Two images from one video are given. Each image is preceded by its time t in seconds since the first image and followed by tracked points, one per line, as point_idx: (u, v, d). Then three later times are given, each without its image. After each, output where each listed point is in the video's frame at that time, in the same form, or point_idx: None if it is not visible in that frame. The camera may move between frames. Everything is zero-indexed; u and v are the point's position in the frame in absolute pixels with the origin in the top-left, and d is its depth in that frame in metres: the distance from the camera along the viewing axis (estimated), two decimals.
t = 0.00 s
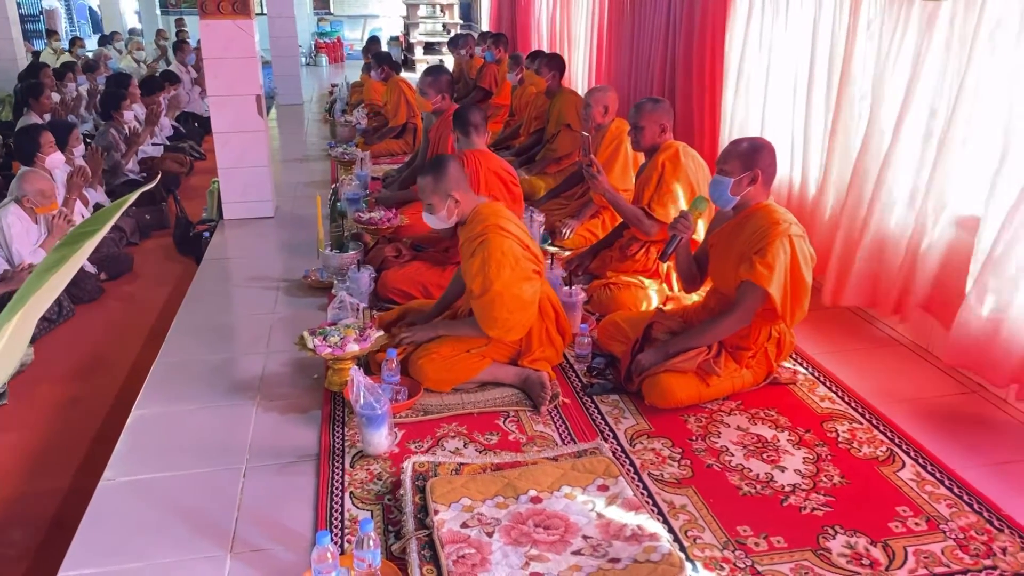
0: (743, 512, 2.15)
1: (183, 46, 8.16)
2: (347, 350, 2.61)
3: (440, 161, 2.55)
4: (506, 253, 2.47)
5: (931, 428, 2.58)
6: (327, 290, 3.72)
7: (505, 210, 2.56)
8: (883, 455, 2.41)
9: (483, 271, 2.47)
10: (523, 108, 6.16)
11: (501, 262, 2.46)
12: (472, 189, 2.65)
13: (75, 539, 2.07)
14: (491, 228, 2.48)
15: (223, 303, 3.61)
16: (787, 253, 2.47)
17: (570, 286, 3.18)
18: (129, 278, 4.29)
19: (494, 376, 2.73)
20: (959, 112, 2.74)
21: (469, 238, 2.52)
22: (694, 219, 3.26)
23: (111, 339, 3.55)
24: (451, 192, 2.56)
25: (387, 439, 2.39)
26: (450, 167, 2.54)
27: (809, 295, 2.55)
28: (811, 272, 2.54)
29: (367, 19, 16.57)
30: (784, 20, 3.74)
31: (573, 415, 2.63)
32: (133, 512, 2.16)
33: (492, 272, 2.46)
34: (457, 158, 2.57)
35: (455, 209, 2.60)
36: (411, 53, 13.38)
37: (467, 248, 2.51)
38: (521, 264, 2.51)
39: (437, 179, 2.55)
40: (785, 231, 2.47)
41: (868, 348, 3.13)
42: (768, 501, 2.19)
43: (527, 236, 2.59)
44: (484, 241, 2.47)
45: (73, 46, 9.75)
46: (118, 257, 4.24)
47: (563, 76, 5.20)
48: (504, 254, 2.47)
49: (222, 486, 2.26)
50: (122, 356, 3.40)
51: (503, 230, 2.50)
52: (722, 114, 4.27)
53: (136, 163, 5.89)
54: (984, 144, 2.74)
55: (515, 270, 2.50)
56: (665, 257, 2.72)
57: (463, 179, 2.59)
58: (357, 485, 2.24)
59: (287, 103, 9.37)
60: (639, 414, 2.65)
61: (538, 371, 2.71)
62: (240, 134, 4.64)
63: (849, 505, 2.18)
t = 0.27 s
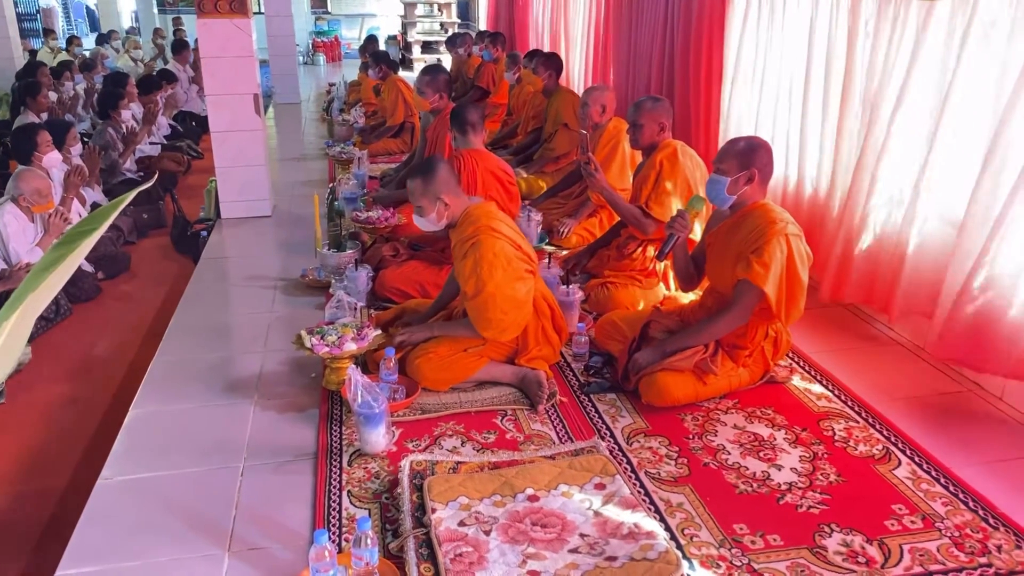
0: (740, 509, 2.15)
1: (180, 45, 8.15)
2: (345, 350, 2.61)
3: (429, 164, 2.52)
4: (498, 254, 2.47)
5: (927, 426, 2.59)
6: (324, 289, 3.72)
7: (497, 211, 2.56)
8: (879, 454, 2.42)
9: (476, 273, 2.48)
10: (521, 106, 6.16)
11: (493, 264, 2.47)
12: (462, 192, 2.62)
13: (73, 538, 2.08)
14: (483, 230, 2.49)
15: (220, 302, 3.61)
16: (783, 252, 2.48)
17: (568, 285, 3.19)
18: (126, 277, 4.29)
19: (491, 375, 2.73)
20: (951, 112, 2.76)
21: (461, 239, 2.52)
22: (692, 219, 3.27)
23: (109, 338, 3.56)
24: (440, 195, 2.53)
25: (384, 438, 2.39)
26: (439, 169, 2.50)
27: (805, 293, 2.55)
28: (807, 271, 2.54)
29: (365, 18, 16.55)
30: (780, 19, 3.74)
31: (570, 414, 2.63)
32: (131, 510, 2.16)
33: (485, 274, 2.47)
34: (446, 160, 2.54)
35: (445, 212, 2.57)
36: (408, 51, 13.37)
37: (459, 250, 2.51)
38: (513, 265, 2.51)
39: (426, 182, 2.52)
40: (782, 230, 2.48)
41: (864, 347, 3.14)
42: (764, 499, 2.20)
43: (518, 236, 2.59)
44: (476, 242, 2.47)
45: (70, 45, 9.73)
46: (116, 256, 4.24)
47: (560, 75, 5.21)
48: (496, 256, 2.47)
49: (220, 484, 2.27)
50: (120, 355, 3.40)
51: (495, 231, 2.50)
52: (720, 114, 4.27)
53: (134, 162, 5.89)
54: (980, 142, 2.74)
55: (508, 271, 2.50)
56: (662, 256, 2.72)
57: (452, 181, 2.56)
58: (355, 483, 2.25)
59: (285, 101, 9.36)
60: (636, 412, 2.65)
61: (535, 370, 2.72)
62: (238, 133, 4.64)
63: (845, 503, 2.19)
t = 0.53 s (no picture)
0: (737, 509, 2.16)
1: (179, 45, 8.16)
2: (344, 350, 2.61)
3: (437, 160, 2.56)
4: (502, 252, 2.48)
5: (924, 426, 2.60)
6: (323, 289, 3.73)
7: (503, 210, 2.57)
8: (876, 453, 2.42)
9: (478, 270, 2.49)
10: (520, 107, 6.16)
11: (497, 262, 2.47)
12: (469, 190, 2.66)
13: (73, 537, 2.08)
14: (487, 228, 2.49)
15: (219, 302, 3.61)
16: (781, 253, 2.49)
17: (566, 285, 3.20)
18: (125, 277, 4.29)
19: (490, 375, 2.74)
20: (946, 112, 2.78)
21: (465, 237, 2.53)
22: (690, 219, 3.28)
23: (108, 338, 3.56)
24: (446, 191, 2.58)
25: (383, 438, 2.40)
26: (447, 166, 2.55)
27: (803, 293, 2.55)
28: (805, 271, 2.55)
29: (363, 18, 16.58)
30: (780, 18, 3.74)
31: (569, 414, 2.64)
32: (131, 510, 2.17)
33: (488, 272, 2.48)
34: (454, 158, 2.59)
35: (449, 208, 2.61)
36: (407, 51, 13.38)
37: (462, 248, 2.52)
38: (516, 264, 2.52)
39: (433, 178, 2.57)
40: (779, 230, 2.48)
41: (861, 347, 3.15)
42: (762, 499, 2.21)
43: (523, 235, 2.60)
44: (479, 241, 2.48)
45: (68, 45, 9.73)
46: (115, 256, 4.25)
47: (559, 75, 5.22)
48: (500, 254, 2.48)
49: (220, 484, 2.27)
50: (119, 355, 3.40)
51: (499, 229, 2.51)
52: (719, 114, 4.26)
53: (133, 162, 5.89)
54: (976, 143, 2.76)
55: (511, 270, 2.51)
56: (659, 257, 2.72)
57: (459, 178, 2.60)
58: (354, 483, 2.25)
59: (284, 101, 9.37)
60: (634, 412, 2.66)
61: (534, 370, 2.73)
62: (237, 133, 4.65)
63: (842, 503, 2.20)
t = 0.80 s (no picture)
0: (735, 509, 2.17)
1: (178, 46, 8.17)
2: (343, 351, 2.62)
3: (455, 155, 2.58)
4: (510, 252, 2.49)
5: (921, 427, 2.61)
6: (323, 291, 3.74)
7: (512, 210, 2.59)
8: (874, 454, 2.44)
9: (485, 268, 2.50)
10: (519, 108, 6.17)
11: (504, 261, 2.49)
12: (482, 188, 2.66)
13: (73, 539, 2.08)
14: (497, 226, 2.51)
15: (218, 304, 3.62)
16: (779, 254, 2.50)
17: (565, 286, 3.21)
18: (125, 278, 4.30)
19: (489, 376, 2.75)
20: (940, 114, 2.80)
21: (475, 233, 2.55)
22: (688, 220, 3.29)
23: (107, 339, 3.56)
24: (458, 185, 2.58)
25: (383, 439, 2.41)
26: (464, 161, 2.57)
27: (802, 295, 2.56)
28: (803, 272, 2.56)
29: (362, 18, 16.59)
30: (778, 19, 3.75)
31: (568, 415, 2.65)
32: (132, 511, 2.18)
33: (495, 271, 2.49)
34: (472, 154, 2.60)
35: (460, 203, 2.62)
36: (406, 52, 13.39)
37: (472, 244, 2.54)
38: (523, 265, 2.53)
39: (448, 171, 2.58)
40: (778, 232, 2.49)
41: (858, 348, 3.16)
42: (760, 499, 2.22)
43: (530, 236, 2.61)
44: (489, 238, 2.50)
45: (67, 46, 9.74)
46: (114, 257, 4.25)
47: (557, 76, 5.24)
48: (508, 254, 2.49)
49: (219, 485, 2.28)
50: (118, 356, 3.40)
51: (508, 229, 2.52)
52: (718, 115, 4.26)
53: (131, 163, 5.90)
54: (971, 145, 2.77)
55: (517, 270, 2.52)
56: (658, 258, 2.73)
57: (475, 173, 2.61)
58: (354, 484, 2.26)
59: (282, 102, 9.38)
60: (633, 413, 2.67)
61: (533, 371, 2.73)
62: (236, 134, 4.65)
63: (840, 504, 2.21)
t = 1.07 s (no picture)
0: (733, 510, 2.18)
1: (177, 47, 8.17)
2: (343, 352, 2.63)
3: (468, 151, 2.59)
4: (514, 251, 2.51)
5: (919, 428, 2.62)
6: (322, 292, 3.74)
7: (518, 210, 2.60)
8: (871, 454, 2.44)
9: (489, 266, 2.51)
10: (518, 108, 6.16)
11: (508, 260, 2.50)
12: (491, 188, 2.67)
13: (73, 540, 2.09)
14: (503, 224, 2.52)
15: (218, 304, 3.62)
16: (777, 255, 2.51)
17: (564, 287, 3.21)
18: (124, 278, 4.30)
19: (488, 377, 2.76)
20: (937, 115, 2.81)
21: (480, 231, 2.56)
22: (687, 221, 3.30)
23: (107, 340, 3.57)
24: (468, 182, 2.61)
25: (382, 440, 2.41)
26: (477, 158, 2.58)
27: (799, 295, 2.57)
28: (801, 273, 2.57)
29: (361, 18, 16.59)
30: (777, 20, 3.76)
31: (567, 416, 2.66)
32: (132, 512, 2.18)
33: (499, 269, 2.49)
34: (484, 151, 2.62)
35: (468, 199, 2.64)
36: (405, 52, 13.40)
37: (477, 241, 2.55)
38: (527, 265, 2.54)
39: (461, 167, 2.60)
40: (776, 233, 2.50)
41: (856, 348, 3.17)
42: (758, 500, 2.22)
43: (536, 237, 2.62)
44: (494, 236, 2.51)
45: (65, 45, 9.74)
46: (113, 258, 4.25)
47: (556, 77, 5.24)
48: (512, 253, 2.50)
49: (219, 486, 2.29)
50: (118, 357, 3.41)
51: (514, 227, 2.53)
52: (717, 115, 4.27)
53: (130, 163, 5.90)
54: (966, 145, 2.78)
55: (521, 269, 2.53)
56: (656, 260, 2.73)
57: (486, 173, 2.63)
58: (353, 485, 2.27)
59: (281, 102, 9.38)
60: (631, 414, 2.68)
61: (532, 372, 2.74)
62: (235, 135, 4.66)
63: (838, 504, 2.21)
